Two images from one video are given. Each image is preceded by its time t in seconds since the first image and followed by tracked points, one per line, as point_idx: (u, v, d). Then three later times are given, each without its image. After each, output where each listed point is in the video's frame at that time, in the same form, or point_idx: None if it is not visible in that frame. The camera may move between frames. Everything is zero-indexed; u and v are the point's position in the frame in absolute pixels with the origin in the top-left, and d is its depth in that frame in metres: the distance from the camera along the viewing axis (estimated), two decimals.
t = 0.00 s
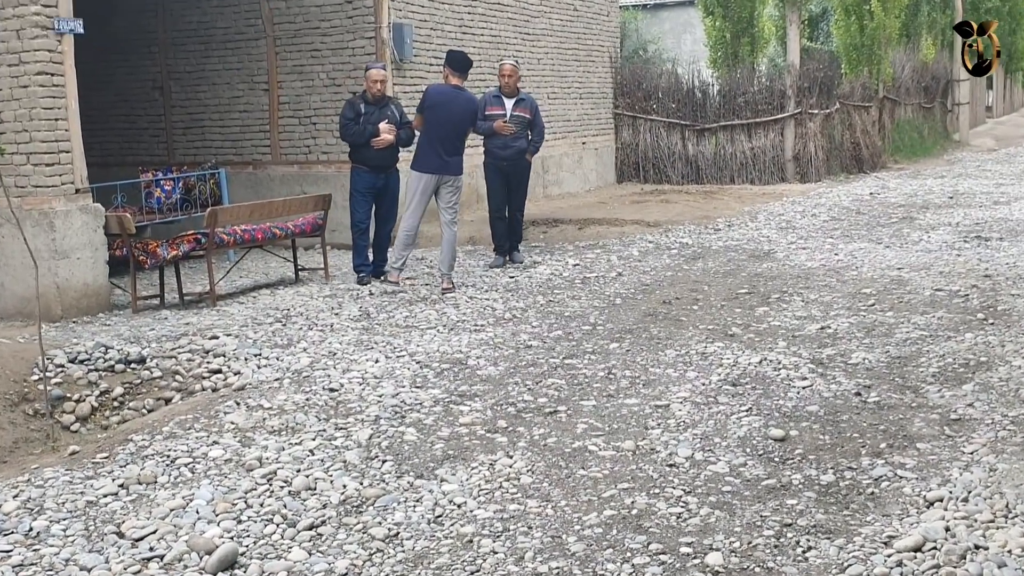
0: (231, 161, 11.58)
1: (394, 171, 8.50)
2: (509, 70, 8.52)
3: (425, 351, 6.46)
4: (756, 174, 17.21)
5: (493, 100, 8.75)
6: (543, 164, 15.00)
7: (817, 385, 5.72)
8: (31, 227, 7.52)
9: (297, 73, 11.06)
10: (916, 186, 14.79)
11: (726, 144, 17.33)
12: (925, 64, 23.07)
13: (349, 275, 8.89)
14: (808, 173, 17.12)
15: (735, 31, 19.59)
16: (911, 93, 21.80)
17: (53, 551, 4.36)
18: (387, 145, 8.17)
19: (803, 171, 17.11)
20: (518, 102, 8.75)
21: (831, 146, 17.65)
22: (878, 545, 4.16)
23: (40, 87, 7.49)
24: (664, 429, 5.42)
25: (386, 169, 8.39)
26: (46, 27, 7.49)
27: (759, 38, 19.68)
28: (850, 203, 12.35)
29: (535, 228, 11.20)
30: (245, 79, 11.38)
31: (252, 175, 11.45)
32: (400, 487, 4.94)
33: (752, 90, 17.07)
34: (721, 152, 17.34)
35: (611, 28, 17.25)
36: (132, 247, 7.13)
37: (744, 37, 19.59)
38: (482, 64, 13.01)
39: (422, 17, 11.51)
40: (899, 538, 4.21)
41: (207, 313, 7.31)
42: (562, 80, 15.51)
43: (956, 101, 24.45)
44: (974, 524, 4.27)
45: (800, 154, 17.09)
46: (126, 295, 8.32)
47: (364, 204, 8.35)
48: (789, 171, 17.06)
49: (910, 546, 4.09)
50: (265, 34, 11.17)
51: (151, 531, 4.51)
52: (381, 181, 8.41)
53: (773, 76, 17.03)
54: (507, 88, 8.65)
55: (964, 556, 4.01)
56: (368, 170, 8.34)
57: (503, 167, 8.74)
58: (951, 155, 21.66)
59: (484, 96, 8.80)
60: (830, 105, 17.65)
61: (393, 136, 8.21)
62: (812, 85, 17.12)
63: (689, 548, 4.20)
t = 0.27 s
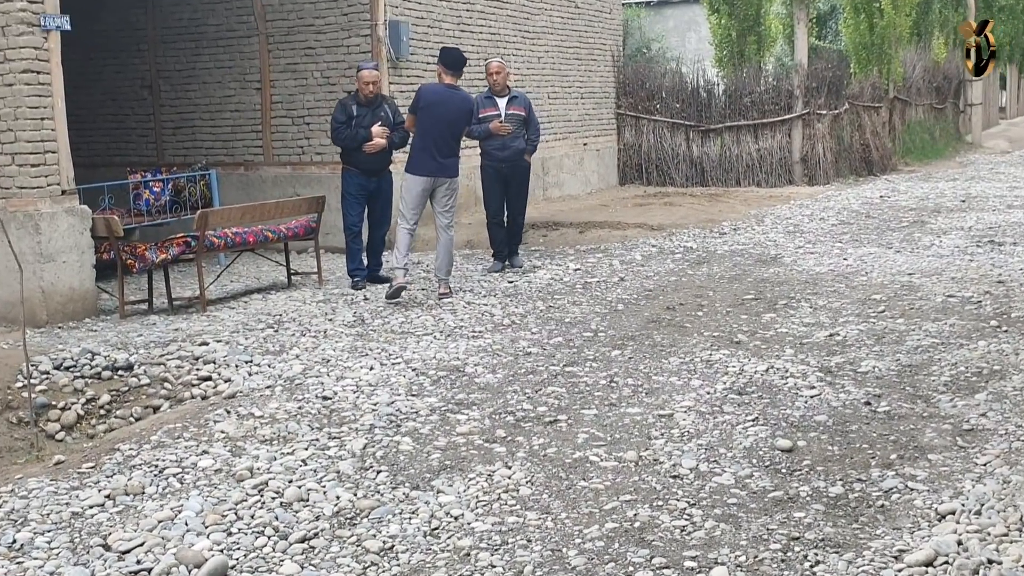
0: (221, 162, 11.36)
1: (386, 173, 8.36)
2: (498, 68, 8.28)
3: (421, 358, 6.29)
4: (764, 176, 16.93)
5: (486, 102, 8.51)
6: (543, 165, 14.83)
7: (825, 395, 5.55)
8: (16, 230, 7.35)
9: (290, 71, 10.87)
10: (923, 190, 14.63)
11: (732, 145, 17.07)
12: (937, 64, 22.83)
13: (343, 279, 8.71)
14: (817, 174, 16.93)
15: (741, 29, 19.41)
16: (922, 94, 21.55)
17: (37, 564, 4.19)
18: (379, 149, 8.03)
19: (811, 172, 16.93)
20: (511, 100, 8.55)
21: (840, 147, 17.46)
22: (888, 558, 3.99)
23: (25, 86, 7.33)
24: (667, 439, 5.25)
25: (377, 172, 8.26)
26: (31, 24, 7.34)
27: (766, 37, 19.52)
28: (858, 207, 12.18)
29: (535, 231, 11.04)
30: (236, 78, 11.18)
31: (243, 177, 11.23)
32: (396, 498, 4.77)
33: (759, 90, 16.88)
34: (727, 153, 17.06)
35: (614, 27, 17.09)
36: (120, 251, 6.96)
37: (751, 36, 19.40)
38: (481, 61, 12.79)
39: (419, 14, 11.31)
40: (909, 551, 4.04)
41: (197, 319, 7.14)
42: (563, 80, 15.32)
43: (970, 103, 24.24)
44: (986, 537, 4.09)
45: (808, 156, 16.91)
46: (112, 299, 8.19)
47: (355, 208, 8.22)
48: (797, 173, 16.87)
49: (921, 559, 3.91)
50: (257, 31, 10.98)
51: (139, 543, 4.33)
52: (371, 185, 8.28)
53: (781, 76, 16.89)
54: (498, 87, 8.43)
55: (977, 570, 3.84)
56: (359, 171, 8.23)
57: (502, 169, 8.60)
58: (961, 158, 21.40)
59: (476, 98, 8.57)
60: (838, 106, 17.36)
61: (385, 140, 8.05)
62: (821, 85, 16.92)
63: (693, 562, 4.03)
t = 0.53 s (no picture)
0: (210, 168, 11.10)
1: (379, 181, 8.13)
2: (491, 72, 8.01)
3: (418, 373, 6.05)
4: (776, 182, 16.08)
5: (480, 107, 8.22)
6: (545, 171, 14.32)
7: (840, 411, 5.30)
8: None
9: (282, 72, 10.63)
10: (932, 194, 14.37)
11: (743, 150, 16.25)
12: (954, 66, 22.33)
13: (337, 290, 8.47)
14: (831, 181, 16.06)
15: (753, 28, 19.10)
16: (942, 97, 20.89)
17: None
18: (368, 157, 7.83)
19: (826, 179, 16.05)
20: (506, 103, 8.26)
21: (856, 153, 16.65)
22: None
23: (6, 87, 7.09)
24: (675, 459, 5.01)
25: (369, 180, 8.03)
26: (12, 23, 7.13)
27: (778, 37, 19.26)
28: (870, 214, 11.93)
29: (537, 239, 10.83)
30: (227, 80, 10.91)
31: (232, 182, 10.97)
32: (391, 519, 4.53)
33: (770, 93, 16.10)
34: (738, 159, 16.24)
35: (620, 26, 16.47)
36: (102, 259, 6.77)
37: (762, 36, 19.14)
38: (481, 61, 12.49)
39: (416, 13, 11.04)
40: None
41: (184, 331, 6.90)
42: (568, 82, 14.85)
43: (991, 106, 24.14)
44: (1011, 561, 3.86)
45: (823, 161, 16.03)
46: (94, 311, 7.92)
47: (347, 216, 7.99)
48: (811, 179, 16.01)
49: None
50: (248, 31, 10.73)
51: (119, 567, 4.09)
52: (362, 193, 8.05)
53: (794, 78, 16.11)
54: (492, 90, 8.15)
55: None
56: (349, 178, 8.00)
57: (502, 175, 8.38)
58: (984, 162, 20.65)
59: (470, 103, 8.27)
60: (855, 109, 16.54)
61: (375, 148, 7.84)
62: (834, 88, 16.13)
63: None
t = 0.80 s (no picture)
0: (197, 169, 10.90)
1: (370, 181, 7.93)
2: (492, 68, 7.81)
3: (413, 381, 5.86)
4: (785, 184, 15.74)
5: (480, 105, 8.04)
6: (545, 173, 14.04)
7: (852, 422, 5.11)
8: None
9: (272, 69, 10.43)
10: (939, 197, 14.16)
11: (751, 151, 15.85)
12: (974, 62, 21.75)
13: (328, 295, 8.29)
14: (842, 182, 15.67)
15: (762, 23, 18.77)
16: (956, 95, 20.47)
17: None
18: (357, 157, 7.62)
19: (836, 180, 15.66)
20: (506, 102, 8.01)
21: (868, 153, 16.21)
22: None
23: None
24: (681, 471, 4.80)
25: (359, 180, 7.85)
26: None
27: (788, 32, 18.87)
28: (880, 217, 11.72)
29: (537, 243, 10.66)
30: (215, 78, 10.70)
31: (220, 183, 10.77)
32: (385, 533, 4.32)
33: (780, 90, 15.73)
34: (745, 159, 15.84)
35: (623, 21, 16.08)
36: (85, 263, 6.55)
37: (772, 31, 18.79)
38: (478, 57, 12.26)
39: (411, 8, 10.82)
40: None
41: (170, 338, 6.70)
42: (569, 78, 14.57)
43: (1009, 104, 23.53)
44: None
45: (833, 161, 15.64)
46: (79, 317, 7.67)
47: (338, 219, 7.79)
48: (821, 181, 15.64)
49: None
50: (237, 26, 10.53)
51: None
52: (352, 195, 7.85)
53: (804, 75, 15.72)
54: (493, 88, 7.94)
55: None
56: (338, 179, 7.81)
57: (503, 176, 8.15)
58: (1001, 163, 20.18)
59: (471, 101, 8.10)
60: (866, 108, 16.07)
61: (363, 148, 7.62)
62: (846, 86, 15.70)
63: None
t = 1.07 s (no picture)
0: (159, 166, 10.39)
1: (346, 176, 7.41)
2: (505, 53, 7.28)
3: (397, 400, 5.35)
4: (810, 182, 15.08)
5: (489, 94, 7.50)
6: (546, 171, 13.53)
7: (885, 446, 4.61)
8: None
9: (241, 55, 9.94)
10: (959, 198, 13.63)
11: (772, 146, 15.27)
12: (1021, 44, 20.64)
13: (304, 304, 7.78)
14: (874, 180, 14.93)
15: (783, 5, 18.39)
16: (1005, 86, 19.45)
17: None
18: (330, 149, 7.12)
19: (867, 178, 14.93)
20: (517, 92, 7.45)
21: (903, 149, 15.48)
22: None
23: None
24: (694, 502, 4.30)
25: (335, 176, 7.32)
26: None
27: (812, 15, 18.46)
28: (901, 219, 11.20)
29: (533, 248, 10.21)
30: (180, 65, 10.19)
31: (184, 181, 10.28)
32: (363, 572, 3.81)
33: (805, 79, 15.08)
34: (766, 156, 15.27)
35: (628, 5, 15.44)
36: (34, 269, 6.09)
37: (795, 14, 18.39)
38: (468, 41, 11.72)
39: None
40: None
41: (130, 351, 6.20)
42: (569, 67, 13.99)
43: None
44: None
45: (864, 157, 14.91)
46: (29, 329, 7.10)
47: (310, 220, 7.30)
48: (850, 179, 14.91)
49: None
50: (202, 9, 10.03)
51: None
52: (328, 191, 7.32)
53: (832, 63, 15.07)
54: (504, 76, 7.41)
55: None
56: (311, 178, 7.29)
57: (508, 175, 7.55)
58: None
59: (478, 89, 7.57)
60: (900, 99, 15.36)
61: (335, 138, 7.12)
62: (878, 74, 14.94)
63: None
